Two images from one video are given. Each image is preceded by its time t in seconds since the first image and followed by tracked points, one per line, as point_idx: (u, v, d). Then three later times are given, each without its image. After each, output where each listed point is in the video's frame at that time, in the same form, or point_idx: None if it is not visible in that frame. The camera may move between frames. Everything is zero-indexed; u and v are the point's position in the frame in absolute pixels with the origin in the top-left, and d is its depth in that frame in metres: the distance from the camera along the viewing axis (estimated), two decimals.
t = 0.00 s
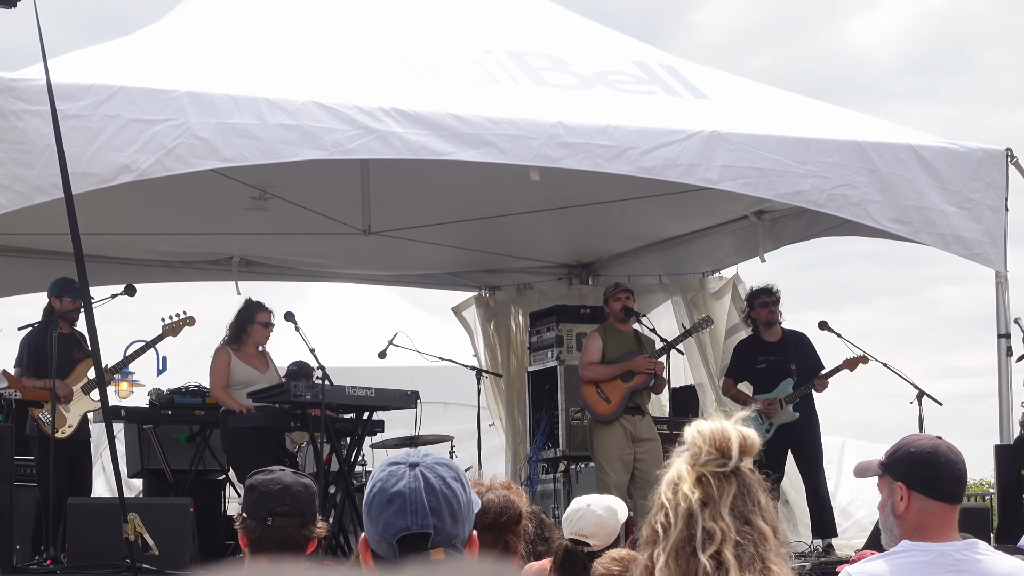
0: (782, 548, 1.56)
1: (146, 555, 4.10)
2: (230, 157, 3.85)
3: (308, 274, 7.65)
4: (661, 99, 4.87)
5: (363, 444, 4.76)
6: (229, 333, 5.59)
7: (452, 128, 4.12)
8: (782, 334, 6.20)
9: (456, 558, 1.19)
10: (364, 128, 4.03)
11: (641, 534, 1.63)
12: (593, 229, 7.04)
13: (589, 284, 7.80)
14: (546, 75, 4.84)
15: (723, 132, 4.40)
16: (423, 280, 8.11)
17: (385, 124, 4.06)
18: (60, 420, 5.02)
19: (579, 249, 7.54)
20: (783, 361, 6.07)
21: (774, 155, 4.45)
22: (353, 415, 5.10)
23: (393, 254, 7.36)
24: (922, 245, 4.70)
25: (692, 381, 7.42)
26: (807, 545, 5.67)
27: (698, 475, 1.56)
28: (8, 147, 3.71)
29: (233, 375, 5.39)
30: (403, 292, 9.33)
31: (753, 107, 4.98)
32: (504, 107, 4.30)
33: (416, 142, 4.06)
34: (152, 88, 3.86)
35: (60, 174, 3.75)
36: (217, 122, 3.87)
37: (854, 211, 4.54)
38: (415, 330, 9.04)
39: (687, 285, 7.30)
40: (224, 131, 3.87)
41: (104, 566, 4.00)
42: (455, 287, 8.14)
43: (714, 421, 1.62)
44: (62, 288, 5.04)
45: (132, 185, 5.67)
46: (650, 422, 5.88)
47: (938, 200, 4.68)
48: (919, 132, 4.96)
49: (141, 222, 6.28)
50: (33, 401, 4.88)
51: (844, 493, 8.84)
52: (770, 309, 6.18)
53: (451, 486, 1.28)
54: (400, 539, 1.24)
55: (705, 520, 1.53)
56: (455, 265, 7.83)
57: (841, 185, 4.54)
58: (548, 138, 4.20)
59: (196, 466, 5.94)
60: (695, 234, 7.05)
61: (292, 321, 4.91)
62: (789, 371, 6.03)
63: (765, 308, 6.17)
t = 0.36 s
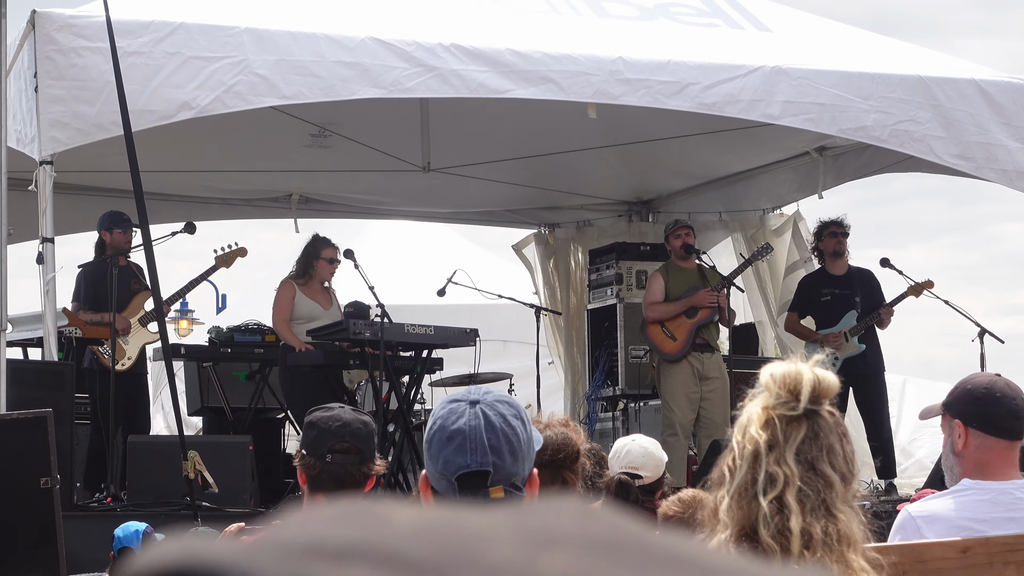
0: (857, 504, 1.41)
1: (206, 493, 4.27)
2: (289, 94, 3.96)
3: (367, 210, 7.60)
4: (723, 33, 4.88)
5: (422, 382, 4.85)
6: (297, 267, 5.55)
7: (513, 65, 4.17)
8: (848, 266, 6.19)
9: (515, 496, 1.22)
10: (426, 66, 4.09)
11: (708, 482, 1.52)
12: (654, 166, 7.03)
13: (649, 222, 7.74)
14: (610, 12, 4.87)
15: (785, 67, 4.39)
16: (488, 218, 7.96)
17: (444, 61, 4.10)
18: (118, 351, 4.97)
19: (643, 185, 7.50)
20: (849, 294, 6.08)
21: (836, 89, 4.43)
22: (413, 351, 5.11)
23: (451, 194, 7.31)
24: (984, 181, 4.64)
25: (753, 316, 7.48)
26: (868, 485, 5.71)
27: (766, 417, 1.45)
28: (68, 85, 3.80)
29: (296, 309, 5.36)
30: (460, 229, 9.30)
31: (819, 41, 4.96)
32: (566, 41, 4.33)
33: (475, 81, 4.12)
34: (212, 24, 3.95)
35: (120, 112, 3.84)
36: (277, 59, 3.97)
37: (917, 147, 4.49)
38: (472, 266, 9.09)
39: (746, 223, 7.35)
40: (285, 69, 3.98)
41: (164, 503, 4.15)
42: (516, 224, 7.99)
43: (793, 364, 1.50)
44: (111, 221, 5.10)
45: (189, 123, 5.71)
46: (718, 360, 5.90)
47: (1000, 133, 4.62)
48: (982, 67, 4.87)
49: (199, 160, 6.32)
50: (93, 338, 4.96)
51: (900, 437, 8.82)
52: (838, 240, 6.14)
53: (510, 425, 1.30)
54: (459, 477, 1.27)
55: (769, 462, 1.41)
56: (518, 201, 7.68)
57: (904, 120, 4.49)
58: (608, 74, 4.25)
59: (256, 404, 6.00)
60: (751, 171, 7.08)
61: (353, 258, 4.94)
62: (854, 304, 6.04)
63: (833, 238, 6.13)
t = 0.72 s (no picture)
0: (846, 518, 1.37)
1: (190, 497, 4.25)
2: (275, 96, 3.98)
3: (355, 212, 7.63)
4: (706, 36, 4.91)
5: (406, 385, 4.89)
6: (277, 270, 5.56)
7: (498, 66, 4.18)
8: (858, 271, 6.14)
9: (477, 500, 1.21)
10: (410, 66, 4.10)
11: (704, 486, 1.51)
12: (641, 169, 7.04)
13: (634, 224, 7.77)
14: (593, 15, 4.89)
15: (770, 69, 4.41)
16: (470, 220, 8.08)
17: (430, 62, 4.12)
18: (105, 353, 5.00)
19: (627, 189, 7.51)
20: (857, 300, 6.07)
21: (821, 92, 4.45)
22: (397, 355, 5.11)
23: (439, 195, 7.31)
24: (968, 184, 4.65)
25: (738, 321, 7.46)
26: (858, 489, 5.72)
27: (758, 427, 1.42)
28: (54, 87, 3.82)
29: (279, 312, 5.37)
30: (448, 231, 9.32)
31: (803, 43, 4.98)
32: (550, 44, 4.35)
33: (461, 81, 4.13)
34: (200, 26, 3.97)
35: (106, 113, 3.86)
36: (262, 60, 3.99)
37: (901, 149, 4.51)
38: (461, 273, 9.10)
39: (732, 225, 7.39)
40: (270, 70, 3.99)
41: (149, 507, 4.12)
42: (503, 227, 8.12)
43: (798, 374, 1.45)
44: (95, 223, 5.08)
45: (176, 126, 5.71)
46: (707, 361, 5.90)
47: (987, 136, 4.61)
48: (971, 70, 4.87)
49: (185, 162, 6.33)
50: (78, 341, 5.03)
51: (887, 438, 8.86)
52: (854, 251, 6.05)
53: (478, 431, 1.29)
54: (426, 484, 1.27)
55: (755, 470, 1.39)
56: (506, 204, 7.73)
57: (889, 123, 4.51)
58: (593, 76, 4.27)
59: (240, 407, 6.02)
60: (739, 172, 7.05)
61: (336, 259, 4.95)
62: (861, 311, 6.04)
63: (845, 244, 6.04)
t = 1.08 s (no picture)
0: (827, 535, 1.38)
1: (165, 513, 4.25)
2: (249, 114, 3.98)
3: (330, 229, 7.64)
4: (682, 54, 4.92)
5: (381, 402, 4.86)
6: (251, 287, 5.56)
7: (471, 85, 4.18)
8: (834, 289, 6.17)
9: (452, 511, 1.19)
10: (384, 86, 4.10)
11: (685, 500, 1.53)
12: (617, 186, 7.05)
13: (608, 241, 7.85)
14: (568, 32, 4.90)
15: (744, 86, 4.41)
16: (447, 236, 8.12)
17: (404, 80, 4.12)
18: (81, 374, 5.00)
19: (602, 204, 7.53)
20: (832, 318, 6.10)
21: (796, 109, 4.46)
22: (372, 372, 5.11)
23: (415, 210, 7.30)
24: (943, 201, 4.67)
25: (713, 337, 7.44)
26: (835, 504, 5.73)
27: (738, 443, 1.44)
28: (28, 103, 3.81)
29: (252, 330, 5.37)
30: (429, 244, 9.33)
31: (779, 60, 5.00)
32: (525, 62, 4.35)
33: (435, 101, 4.13)
34: (174, 43, 3.97)
35: (80, 130, 3.86)
36: (237, 78, 3.98)
37: (876, 167, 4.53)
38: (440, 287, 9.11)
39: (707, 243, 7.30)
40: (244, 88, 3.98)
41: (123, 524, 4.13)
42: (477, 244, 8.21)
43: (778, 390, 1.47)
44: (63, 244, 5.12)
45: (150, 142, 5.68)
46: (684, 380, 5.90)
47: (960, 154, 4.64)
48: (946, 87, 4.88)
49: (162, 179, 6.32)
50: (53, 358, 4.93)
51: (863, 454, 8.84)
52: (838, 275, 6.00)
53: (457, 446, 1.29)
54: (404, 498, 1.26)
55: (735, 486, 1.41)
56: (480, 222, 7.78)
57: (863, 140, 4.52)
58: (569, 94, 4.27)
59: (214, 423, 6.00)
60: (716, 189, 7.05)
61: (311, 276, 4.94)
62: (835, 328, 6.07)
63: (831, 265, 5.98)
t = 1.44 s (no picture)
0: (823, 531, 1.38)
1: (161, 509, 4.25)
2: (245, 110, 3.97)
3: (327, 225, 7.65)
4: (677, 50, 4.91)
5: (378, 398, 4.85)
6: (250, 280, 5.57)
7: (467, 81, 4.18)
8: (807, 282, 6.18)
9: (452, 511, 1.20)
10: (380, 82, 4.10)
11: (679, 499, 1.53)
12: (612, 182, 7.05)
13: (605, 237, 7.85)
14: (563, 28, 4.90)
15: (740, 82, 4.41)
16: (443, 233, 8.12)
17: (399, 76, 4.12)
18: (77, 374, 4.99)
19: (600, 201, 7.53)
20: (808, 310, 6.09)
21: (792, 105, 4.46)
22: (368, 367, 5.10)
23: (410, 207, 7.30)
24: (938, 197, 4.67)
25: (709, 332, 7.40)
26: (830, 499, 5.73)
27: (733, 439, 1.44)
28: (23, 99, 3.81)
29: (250, 323, 5.37)
30: (426, 242, 9.33)
31: (775, 56, 4.99)
32: (520, 57, 4.35)
33: (431, 96, 4.12)
34: (170, 38, 3.96)
35: (76, 126, 3.86)
36: (233, 74, 3.98)
37: (871, 163, 4.53)
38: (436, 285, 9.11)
39: (703, 238, 7.32)
40: (239, 84, 3.99)
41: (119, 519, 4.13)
42: (473, 241, 8.21)
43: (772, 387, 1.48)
44: (51, 246, 5.11)
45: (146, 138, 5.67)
46: (683, 377, 5.91)
47: (956, 150, 4.64)
48: (942, 84, 4.88)
49: (157, 175, 6.32)
50: (48, 354, 4.91)
51: (858, 451, 8.85)
52: (805, 265, 6.09)
53: (456, 442, 1.29)
54: (402, 494, 1.27)
55: (731, 482, 1.41)
56: (475, 218, 7.79)
57: (858, 137, 4.52)
58: (564, 90, 4.27)
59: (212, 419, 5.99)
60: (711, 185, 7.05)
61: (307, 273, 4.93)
62: (812, 320, 6.06)
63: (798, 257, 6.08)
